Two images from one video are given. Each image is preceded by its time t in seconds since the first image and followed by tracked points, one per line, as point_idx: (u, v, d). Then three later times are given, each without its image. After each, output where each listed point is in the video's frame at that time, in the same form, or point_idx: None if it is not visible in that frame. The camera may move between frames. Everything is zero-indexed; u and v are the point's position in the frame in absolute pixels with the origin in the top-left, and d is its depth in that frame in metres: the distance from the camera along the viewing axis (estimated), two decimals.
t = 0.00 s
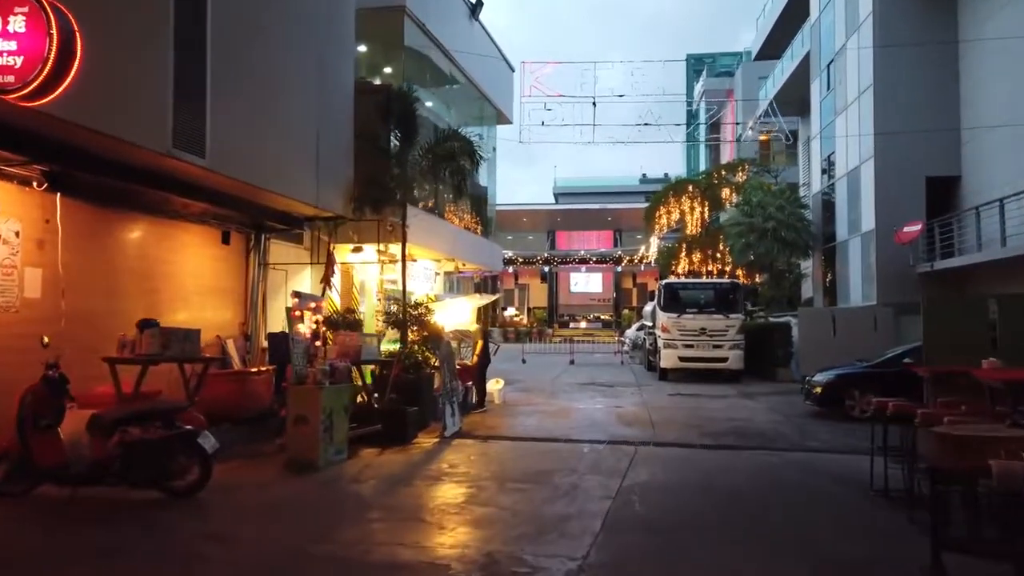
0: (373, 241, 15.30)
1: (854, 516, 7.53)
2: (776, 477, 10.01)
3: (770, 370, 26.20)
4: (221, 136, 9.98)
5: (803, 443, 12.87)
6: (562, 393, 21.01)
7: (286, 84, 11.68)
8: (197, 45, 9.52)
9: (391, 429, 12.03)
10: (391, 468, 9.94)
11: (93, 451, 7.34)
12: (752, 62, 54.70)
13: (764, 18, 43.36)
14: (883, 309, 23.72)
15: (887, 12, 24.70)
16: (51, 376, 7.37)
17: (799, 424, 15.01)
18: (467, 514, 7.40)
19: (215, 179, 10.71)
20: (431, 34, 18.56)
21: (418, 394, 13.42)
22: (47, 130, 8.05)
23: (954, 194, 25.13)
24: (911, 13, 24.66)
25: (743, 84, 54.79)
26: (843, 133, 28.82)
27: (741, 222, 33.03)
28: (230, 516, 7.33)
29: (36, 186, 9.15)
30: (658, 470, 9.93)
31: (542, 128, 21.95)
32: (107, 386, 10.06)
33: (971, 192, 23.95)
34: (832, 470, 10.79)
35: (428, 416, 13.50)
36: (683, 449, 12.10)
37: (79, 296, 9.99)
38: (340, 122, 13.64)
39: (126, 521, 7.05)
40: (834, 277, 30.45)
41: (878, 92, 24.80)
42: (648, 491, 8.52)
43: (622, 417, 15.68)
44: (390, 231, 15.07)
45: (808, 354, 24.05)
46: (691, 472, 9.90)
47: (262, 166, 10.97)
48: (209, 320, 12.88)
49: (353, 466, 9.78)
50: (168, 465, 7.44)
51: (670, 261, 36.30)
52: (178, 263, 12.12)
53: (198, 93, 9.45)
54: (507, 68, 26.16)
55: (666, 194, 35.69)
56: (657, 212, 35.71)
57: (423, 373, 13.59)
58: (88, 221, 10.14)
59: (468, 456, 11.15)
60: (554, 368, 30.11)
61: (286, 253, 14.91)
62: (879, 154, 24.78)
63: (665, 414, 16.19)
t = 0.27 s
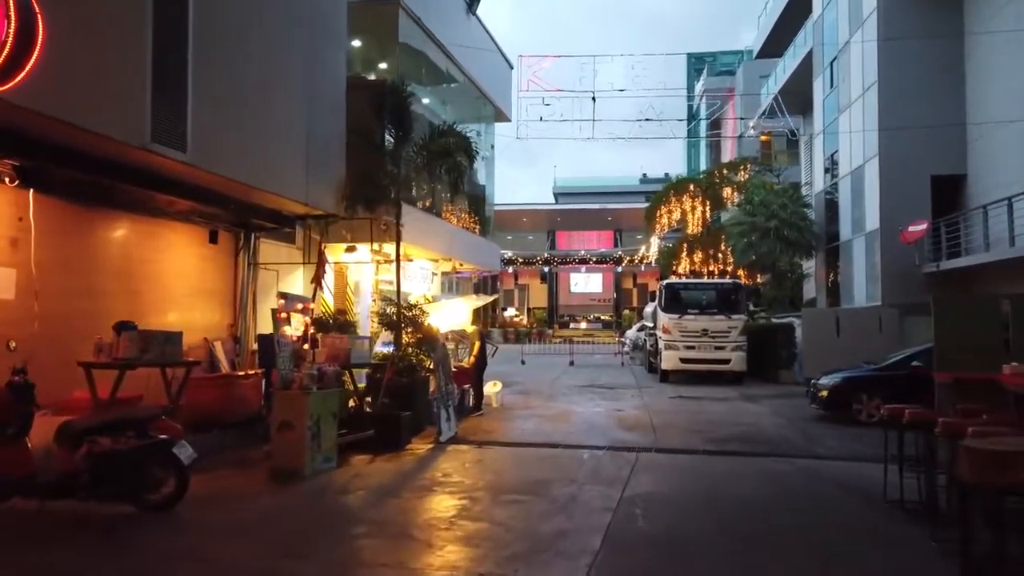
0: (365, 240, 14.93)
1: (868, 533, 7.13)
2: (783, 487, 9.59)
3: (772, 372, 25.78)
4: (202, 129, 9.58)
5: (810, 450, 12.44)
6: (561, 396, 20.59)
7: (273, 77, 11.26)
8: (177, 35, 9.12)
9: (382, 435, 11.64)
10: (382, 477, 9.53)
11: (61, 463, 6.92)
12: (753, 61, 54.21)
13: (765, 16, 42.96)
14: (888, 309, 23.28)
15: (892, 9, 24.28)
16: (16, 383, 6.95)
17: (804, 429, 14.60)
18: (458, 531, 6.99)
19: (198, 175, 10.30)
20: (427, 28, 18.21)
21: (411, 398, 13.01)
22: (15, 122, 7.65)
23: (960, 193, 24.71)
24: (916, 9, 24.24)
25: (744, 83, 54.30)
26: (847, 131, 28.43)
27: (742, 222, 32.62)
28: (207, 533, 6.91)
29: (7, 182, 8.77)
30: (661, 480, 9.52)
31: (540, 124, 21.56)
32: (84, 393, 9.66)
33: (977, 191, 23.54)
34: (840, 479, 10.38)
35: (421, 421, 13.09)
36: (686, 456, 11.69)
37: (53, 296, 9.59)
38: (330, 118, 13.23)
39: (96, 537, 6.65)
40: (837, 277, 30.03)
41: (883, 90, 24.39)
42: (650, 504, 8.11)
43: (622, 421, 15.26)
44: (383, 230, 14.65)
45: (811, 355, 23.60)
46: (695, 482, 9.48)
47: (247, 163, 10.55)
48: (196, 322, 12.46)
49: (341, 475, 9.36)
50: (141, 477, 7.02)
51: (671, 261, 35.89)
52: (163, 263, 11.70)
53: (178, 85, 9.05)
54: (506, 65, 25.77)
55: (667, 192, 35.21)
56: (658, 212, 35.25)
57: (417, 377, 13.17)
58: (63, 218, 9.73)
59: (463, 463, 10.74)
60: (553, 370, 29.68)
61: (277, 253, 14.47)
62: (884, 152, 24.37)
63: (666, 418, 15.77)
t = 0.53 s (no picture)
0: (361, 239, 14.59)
1: (885, 546, 6.78)
2: (792, 495, 9.24)
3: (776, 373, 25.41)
4: (189, 124, 9.26)
5: (818, 454, 12.09)
6: (562, 398, 20.25)
7: (263, 70, 10.90)
8: (161, 26, 8.80)
9: (378, 440, 11.28)
10: (375, 485, 9.19)
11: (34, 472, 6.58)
12: (756, 60, 53.83)
13: (768, 14, 42.60)
14: (894, 310, 22.93)
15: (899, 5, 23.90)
16: None
17: (811, 433, 14.23)
18: (453, 544, 6.64)
19: (186, 171, 9.97)
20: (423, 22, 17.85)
21: (408, 401, 12.65)
22: None
23: (967, 192, 24.33)
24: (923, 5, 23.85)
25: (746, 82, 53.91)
26: (852, 130, 28.06)
27: (746, 221, 32.28)
28: (189, 545, 6.57)
29: None
30: (665, 488, 9.17)
31: (540, 119, 21.04)
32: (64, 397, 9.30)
33: (986, 190, 23.17)
34: (851, 485, 10.02)
35: (418, 425, 12.73)
36: (690, 461, 11.34)
37: (32, 295, 9.26)
38: (325, 113, 12.91)
39: (71, 550, 6.32)
40: (842, 277, 29.65)
41: (889, 88, 24.02)
42: (654, 514, 7.76)
43: (624, 424, 14.91)
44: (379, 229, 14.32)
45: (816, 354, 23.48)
46: (701, 490, 9.13)
47: (235, 158, 10.20)
48: (186, 322, 12.10)
49: (333, 482, 9.00)
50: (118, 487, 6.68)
51: (674, 262, 35.43)
52: (151, 262, 11.35)
53: (163, 78, 8.72)
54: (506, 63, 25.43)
55: (670, 191, 34.62)
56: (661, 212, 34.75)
57: (414, 380, 12.80)
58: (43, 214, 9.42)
59: (461, 468, 10.40)
60: (554, 371, 29.36)
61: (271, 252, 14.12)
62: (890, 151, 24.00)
63: (669, 421, 15.42)
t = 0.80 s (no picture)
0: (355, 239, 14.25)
1: (903, 562, 6.41)
2: (800, 506, 8.87)
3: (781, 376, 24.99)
4: (172, 118, 8.92)
5: (826, 461, 11.71)
6: (562, 401, 19.88)
7: (250, 63, 10.54)
8: (143, 17, 8.46)
9: (372, 445, 10.91)
10: (367, 494, 8.83)
11: None
12: (758, 60, 53.43)
13: (770, 14, 42.29)
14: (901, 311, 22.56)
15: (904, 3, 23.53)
16: None
17: (818, 438, 13.86)
18: (446, 560, 6.27)
19: (172, 167, 9.62)
20: (421, 18, 17.49)
21: (403, 405, 12.28)
22: None
23: (975, 192, 23.94)
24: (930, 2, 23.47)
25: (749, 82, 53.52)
26: (857, 129, 27.69)
27: (749, 222, 32.15)
28: (165, 561, 6.20)
29: None
30: (669, 498, 8.80)
31: (540, 116, 20.67)
32: (42, 402, 8.94)
33: (993, 190, 22.78)
34: (861, 495, 9.65)
35: (414, 430, 12.36)
36: (694, 468, 10.97)
37: (10, 296, 8.90)
38: (317, 109, 12.56)
39: (39, 566, 5.96)
40: (846, 279, 29.27)
41: (895, 87, 23.64)
42: (657, 528, 7.39)
43: (626, 429, 14.55)
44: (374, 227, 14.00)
45: (824, 356, 23.36)
46: (706, 501, 8.75)
47: (222, 153, 9.83)
48: (175, 324, 11.74)
49: (324, 491, 8.63)
50: (88, 498, 6.33)
51: (676, 263, 34.97)
52: (139, 262, 10.98)
53: (143, 68, 8.37)
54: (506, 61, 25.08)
55: (672, 189, 34.17)
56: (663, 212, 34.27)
57: (410, 383, 12.43)
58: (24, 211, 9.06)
59: (457, 476, 10.04)
60: (556, 374, 29.02)
61: (264, 251, 13.76)
62: (896, 151, 23.64)
63: (672, 426, 15.05)
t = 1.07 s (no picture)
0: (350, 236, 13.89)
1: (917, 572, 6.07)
2: (806, 511, 8.53)
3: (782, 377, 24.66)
4: (151, 107, 8.59)
5: (831, 464, 11.37)
6: (561, 402, 19.54)
7: (235, 52, 10.20)
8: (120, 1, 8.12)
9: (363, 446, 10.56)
10: (355, 499, 8.48)
11: None
12: (758, 59, 53.04)
13: (771, 12, 41.98)
14: (904, 310, 22.22)
15: None
16: None
17: (823, 440, 13.51)
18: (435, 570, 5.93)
19: (152, 158, 9.29)
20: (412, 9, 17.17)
21: (396, 407, 11.89)
22: None
23: (979, 190, 23.62)
24: None
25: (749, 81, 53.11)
26: (859, 127, 27.37)
27: (750, 221, 31.86)
28: (135, 570, 5.85)
29: None
30: (670, 502, 8.45)
31: (536, 109, 20.14)
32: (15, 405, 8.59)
33: (997, 187, 22.46)
34: (869, 499, 9.30)
35: (408, 432, 11.98)
36: (696, 471, 10.63)
37: None
38: (307, 102, 12.22)
39: None
40: (848, 278, 28.91)
41: (898, 83, 23.32)
42: (657, 534, 7.05)
43: (625, 431, 14.20)
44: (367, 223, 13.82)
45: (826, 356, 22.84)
46: (708, 506, 8.40)
47: (204, 143, 9.48)
48: (161, 323, 11.39)
49: (310, 495, 8.29)
50: (55, 504, 5.99)
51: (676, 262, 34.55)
52: (121, 258, 10.64)
53: (120, 54, 8.03)
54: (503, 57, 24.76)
55: (672, 188, 33.76)
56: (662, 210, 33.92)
57: (403, 384, 12.04)
58: None
59: (450, 480, 9.68)
60: (554, 374, 28.68)
61: (254, 249, 13.41)
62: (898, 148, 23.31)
63: (672, 427, 14.71)
